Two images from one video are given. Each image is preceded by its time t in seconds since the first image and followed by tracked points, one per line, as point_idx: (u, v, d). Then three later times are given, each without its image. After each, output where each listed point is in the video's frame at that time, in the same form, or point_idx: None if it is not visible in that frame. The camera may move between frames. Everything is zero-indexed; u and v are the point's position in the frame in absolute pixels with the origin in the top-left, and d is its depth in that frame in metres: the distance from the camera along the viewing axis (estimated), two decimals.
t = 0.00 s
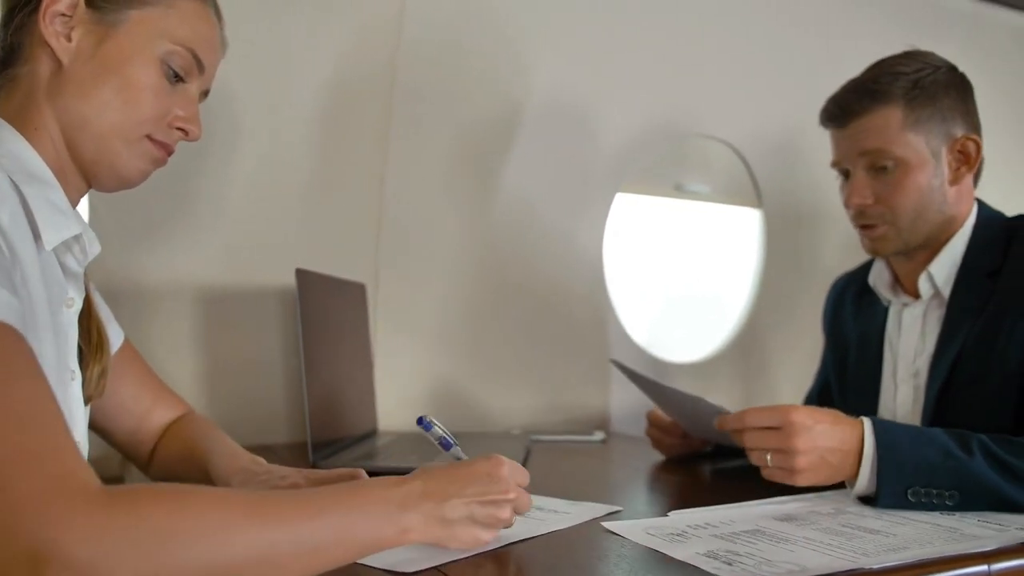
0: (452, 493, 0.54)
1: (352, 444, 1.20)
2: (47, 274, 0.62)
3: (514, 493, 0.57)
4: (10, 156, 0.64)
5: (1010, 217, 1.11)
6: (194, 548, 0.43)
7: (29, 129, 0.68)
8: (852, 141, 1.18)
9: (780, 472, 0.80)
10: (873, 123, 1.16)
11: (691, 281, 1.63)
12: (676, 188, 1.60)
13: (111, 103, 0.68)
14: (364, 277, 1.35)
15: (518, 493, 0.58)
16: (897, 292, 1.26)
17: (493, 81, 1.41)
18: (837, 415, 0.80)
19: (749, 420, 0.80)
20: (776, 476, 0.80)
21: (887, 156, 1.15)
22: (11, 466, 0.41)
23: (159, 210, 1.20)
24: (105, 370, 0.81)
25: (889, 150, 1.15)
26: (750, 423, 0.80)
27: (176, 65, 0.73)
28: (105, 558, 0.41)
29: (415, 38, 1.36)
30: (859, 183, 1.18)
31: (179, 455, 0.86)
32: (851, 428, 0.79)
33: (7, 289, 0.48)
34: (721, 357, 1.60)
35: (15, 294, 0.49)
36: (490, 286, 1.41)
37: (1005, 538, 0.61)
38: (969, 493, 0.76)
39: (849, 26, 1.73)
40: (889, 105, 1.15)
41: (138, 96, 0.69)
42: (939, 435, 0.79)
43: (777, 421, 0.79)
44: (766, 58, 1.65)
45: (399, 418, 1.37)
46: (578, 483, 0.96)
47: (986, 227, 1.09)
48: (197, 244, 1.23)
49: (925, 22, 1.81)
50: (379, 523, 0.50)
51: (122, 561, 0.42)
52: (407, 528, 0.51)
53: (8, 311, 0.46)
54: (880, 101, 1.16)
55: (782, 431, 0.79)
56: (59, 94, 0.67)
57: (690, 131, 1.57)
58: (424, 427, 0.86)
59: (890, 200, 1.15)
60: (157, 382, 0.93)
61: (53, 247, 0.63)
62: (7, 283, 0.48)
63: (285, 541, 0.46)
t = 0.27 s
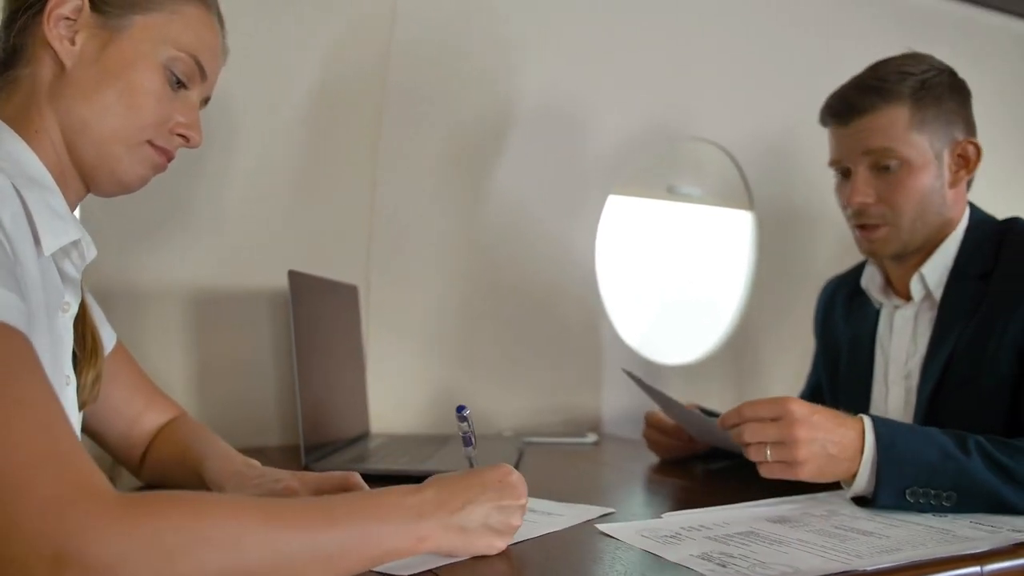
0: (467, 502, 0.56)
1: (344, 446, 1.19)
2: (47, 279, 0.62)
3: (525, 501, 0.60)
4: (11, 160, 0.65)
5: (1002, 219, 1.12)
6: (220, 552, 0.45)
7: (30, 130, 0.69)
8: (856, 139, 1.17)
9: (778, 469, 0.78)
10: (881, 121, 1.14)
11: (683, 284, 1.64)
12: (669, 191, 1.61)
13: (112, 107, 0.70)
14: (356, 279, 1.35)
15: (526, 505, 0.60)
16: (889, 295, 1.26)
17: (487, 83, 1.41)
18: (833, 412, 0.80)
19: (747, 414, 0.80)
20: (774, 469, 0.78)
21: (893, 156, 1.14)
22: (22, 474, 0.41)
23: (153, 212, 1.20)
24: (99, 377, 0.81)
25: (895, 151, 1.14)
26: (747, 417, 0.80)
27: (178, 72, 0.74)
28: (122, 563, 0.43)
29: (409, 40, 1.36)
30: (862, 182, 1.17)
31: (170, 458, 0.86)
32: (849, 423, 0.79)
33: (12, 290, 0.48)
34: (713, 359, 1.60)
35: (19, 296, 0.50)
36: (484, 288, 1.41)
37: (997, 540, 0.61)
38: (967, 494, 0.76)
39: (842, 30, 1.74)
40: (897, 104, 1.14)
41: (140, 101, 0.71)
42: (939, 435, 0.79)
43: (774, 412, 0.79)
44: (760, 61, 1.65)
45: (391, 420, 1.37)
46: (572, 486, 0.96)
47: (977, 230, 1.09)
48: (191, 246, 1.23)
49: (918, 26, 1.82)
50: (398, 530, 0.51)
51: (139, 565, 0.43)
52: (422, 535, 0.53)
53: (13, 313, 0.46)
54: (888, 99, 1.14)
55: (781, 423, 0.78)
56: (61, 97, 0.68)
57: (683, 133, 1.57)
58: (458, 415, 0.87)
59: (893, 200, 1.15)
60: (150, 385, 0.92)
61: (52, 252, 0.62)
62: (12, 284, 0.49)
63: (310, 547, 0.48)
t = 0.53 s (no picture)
0: (461, 505, 0.56)
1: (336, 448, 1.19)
2: (37, 282, 0.61)
3: (520, 505, 0.60)
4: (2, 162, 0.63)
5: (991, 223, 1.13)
6: (214, 558, 0.45)
7: (23, 131, 0.68)
8: (854, 140, 1.17)
9: (774, 472, 0.77)
10: (879, 123, 1.15)
11: (676, 287, 1.63)
12: (660, 194, 1.60)
13: (107, 110, 0.69)
14: (348, 281, 1.34)
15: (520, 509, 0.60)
16: (878, 298, 1.27)
17: (479, 86, 1.41)
18: (825, 414, 0.80)
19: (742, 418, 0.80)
20: (770, 471, 0.77)
21: (891, 158, 1.15)
22: (18, 476, 0.41)
23: (144, 214, 1.20)
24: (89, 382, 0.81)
25: (893, 152, 1.15)
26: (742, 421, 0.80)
27: (176, 76, 0.74)
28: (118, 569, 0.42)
29: (403, 42, 1.36)
30: (858, 183, 1.18)
31: (161, 461, 0.85)
32: (841, 424, 0.79)
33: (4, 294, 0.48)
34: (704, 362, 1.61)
35: (11, 300, 0.50)
36: (476, 290, 1.41)
37: (989, 542, 0.61)
38: (958, 496, 0.77)
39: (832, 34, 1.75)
40: (896, 107, 1.15)
41: (136, 104, 0.70)
42: (930, 438, 0.79)
43: (768, 415, 0.79)
44: (751, 64, 1.66)
45: (383, 422, 1.36)
46: (563, 488, 0.96)
47: (967, 233, 1.10)
48: (181, 248, 1.22)
49: (906, 31, 1.83)
50: (392, 534, 0.51)
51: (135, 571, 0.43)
52: (417, 538, 0.52)
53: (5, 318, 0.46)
54: (887, 101, 1.15)
55: (776, 424, 0.78)
56: (56, 99, 0.68)
57: (674, 136, 1.58)
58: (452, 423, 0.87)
59: (889, 202, 1.15)
60: (141, 388, 0.92)
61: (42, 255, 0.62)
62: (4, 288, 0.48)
63: (305, 551, 0.48)
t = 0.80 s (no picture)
0: (455, 506, 0.56)
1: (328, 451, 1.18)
2: (28, 284, 0.61)
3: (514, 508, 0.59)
4: None
5: (982, 226, 1.13)
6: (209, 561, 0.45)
7: (13, 132, 0.68)
8: (849, 142, 1.17)
9: (773, 477, 0.78)
10: (875, 126, 1.15)
11: (668, 290, 1.63)
12: (651, 197, 1.59)
13: (99, 112, 0.69)
14: (340, 283, 1.34)
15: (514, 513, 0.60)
16: (869, 299, 1.27)
17: (471, 88, 1.41)
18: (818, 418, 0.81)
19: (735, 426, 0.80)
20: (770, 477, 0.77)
21: (885, 161, 1.15)
22: (15, 479, 0.41)
23: (134, 216, 1.19)
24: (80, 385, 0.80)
25: (887, 156, 1.15)
26: (735, 428, 0.80)
27: (169, 78, 0.74)
28: None
29: (395, 45, 1.36)
30: (852, 186, 1.18)
31: (152, 464, 0.85)
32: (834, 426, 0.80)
33: None
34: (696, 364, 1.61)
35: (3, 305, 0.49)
36: (469, 292, 1.41)
37: (981, 544, 0.61)
38: (949, 499, 0.77)
39: (823, 38, 1.76)
40: (891, 110, 1.15)
41: (128, 107, 0.70)
42: (923, 440, 0.79)
43: (762, 419, 0.79)
44: (741, 68, 1.66)
45: (375, 424, 1.36)
46: (555, 491, 0.96)
47: (958, 237, 1.11)
48: (173, 250, 1.22)
49: (896, 36, 1.85)
50: (387, 536, 0.51)
51: None
52: (411, 541, 0.52)
53: None
54: (882, 105, 1.15)
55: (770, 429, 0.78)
56: (47, 100, 0.68)
57: (666, 139, 1.59)
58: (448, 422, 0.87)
59: (882, 205, 1.16)
60: (132, 391, 0.91)
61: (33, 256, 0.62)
62: None
63: (300, 554, 0.47)
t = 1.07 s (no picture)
0: (450, 510, 0.56)
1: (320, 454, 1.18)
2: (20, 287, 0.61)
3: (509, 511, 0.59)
4: None
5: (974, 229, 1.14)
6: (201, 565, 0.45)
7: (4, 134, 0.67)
8: (843, 145, 1.18)
9: (770, 481, 0.78)
10: (869, 130, 1.15)
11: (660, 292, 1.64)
12: (644, 199, 1.60)
13: (91, 114, 0.69)
14: (332, 286, 1.34)
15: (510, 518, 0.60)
16: (861, 301, 1.28)
17: (465, 91, 1.41)
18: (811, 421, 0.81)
19: (731, 429, 0.80)
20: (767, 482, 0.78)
21: (879, 165, 1.16)
22: (11, 480, 0.41)
23: (125, 218, 1.18)
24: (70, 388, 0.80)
25: (881, 160, 1.15)
26: (732, 432, 0.80)
27: (162, 80, 0.74)
28: None
29: (388, 47, 1.36)
30: (846, 188, 1.18)
31: (144, 467, 0.84)
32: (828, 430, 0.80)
33: None
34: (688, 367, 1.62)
35: None
36: (461, 295, 1.41)
37: (973, 545, 0.62)
38: (943, 501, 0.77)
39: (814, 42, 1.77)
40: (885, 114, 1.15)
41: (120, 109, 0.70)
42: (916, 444, 0.80)
43: (759, 424, 0.79)
44: (734, 71, 1.67)
45: (367, 427, 1.36)
46: (549, 494, 0.96)
47: (949, 240, 1.11)
48: (165, 252, 1.21)
49: (886, 40, 1.86)
50: (381, 540, 0.51)
51: None
52: (405, 545, 0.52)
53: None
54: (876, 108, 1.16)
55: (767, 433, 0.78)
56: (39, 101, 0.67)
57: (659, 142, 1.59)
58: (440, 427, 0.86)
59: (876, 207, 1.16)
60: (124, 394, 0.91)
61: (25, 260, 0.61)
62: None
63: (293, 558, 0.47)
